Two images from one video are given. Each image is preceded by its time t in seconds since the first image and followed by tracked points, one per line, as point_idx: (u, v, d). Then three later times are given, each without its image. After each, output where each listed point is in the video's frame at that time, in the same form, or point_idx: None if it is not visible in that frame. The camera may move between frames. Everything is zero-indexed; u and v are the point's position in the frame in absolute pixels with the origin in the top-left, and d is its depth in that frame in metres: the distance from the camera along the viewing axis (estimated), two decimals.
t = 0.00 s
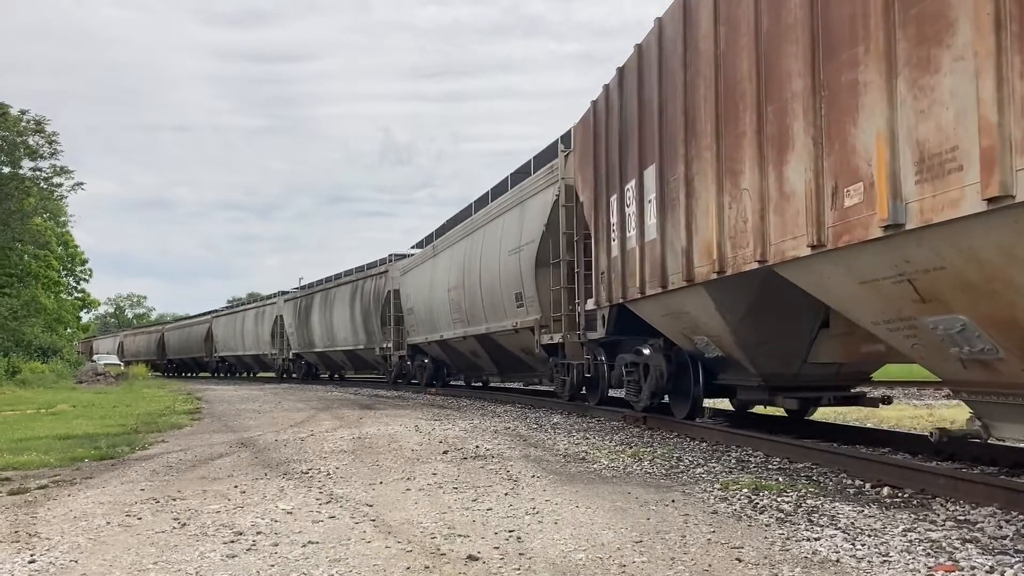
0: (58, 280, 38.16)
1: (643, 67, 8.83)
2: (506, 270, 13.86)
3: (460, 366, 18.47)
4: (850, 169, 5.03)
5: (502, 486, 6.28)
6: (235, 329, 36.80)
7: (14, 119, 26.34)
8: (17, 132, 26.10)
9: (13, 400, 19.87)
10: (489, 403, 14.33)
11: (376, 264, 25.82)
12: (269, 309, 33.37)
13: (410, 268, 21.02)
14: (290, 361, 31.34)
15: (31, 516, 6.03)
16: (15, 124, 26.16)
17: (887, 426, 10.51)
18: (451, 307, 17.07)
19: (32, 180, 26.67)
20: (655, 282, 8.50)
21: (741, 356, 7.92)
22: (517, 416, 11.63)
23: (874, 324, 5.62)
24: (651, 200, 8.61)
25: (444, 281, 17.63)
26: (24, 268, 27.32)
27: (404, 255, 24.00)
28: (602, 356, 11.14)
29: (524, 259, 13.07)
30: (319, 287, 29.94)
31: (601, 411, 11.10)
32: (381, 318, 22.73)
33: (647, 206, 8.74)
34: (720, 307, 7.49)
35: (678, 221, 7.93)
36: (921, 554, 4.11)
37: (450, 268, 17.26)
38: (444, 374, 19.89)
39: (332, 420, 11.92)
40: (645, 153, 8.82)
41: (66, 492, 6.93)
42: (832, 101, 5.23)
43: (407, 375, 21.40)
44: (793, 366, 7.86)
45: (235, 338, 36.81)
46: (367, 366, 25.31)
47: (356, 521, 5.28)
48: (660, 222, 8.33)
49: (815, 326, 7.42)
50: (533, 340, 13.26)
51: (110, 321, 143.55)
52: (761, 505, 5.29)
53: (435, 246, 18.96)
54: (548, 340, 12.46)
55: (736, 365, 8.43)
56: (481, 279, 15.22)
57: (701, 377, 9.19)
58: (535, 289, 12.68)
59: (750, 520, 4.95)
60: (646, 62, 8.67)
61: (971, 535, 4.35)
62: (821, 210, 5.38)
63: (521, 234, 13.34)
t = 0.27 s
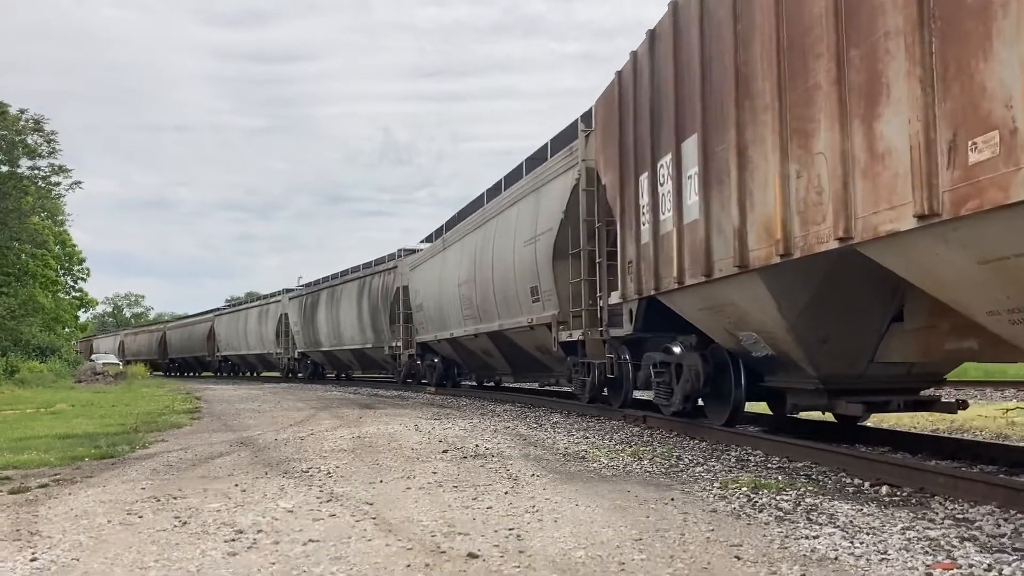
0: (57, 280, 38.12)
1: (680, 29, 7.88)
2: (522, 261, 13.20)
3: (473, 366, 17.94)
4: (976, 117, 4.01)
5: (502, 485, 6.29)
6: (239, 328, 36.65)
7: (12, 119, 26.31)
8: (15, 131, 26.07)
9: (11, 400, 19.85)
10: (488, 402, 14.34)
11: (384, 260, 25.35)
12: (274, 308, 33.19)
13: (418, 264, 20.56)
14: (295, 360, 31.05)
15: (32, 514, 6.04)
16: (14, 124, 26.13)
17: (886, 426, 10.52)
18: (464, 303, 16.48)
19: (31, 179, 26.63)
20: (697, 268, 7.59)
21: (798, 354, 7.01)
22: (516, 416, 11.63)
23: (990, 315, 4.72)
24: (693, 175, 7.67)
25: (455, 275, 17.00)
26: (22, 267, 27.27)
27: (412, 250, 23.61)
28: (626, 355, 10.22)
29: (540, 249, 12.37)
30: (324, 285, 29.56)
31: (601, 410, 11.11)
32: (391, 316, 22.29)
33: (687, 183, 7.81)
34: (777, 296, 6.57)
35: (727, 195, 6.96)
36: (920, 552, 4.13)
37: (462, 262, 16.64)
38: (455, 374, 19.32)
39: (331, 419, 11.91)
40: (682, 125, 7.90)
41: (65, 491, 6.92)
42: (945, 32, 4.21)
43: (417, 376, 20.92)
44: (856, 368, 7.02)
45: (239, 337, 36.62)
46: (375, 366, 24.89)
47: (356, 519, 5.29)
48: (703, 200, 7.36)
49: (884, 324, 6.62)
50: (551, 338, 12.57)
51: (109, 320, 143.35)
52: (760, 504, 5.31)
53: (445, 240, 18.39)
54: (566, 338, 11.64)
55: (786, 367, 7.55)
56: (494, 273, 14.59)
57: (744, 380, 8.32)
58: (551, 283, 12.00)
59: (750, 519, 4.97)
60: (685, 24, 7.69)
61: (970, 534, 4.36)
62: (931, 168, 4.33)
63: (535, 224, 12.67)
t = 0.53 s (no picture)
0: (58, 279, 38.13)
1: None
2: (540, 253, 12.46)
3: (485, 366, 17.24)
4: None
5: (502, 486, 6.28)
6: (245, 328, 36.39)
7: (13, 119, 26.30)
8: (16, 131, 26.06)
9: (12, 400, 19.85)
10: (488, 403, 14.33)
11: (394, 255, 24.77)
12: (281, 307, 32.88)
13: (428, 260, 19.92)
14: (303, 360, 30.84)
15: (31, 515, 6.03)
16: (15, 124, 26.12)
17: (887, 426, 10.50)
18: (477, 299, 15.78)
19: (32, 179, 26.62)
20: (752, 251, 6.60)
21: (873, 353, 6.01)
22: (516, 416, 11.62)
23: None
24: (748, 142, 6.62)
25: (468, 270, 16.27)
26: (23, 267, 27.27)
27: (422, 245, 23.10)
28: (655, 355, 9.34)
29: (560, 240, 11.62)
30: (331, 283, 29.00)
31: (601, 410, 11.10)
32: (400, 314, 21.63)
33: (739, 153, 6.81)
34: (857, 281, 5.53)
35: (794, 166, 5.92)
36: (921, 553, 4.12)
37: (475, 256, 15.94)
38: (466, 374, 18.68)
39: (331, 419, 11.90)
40: (731, 90, 6.93)
41: (65, 491, 6.92)
42: None
43: (427, 376, 20.25)
44: (938, 368, 5.93)
45: (245, 336, 36.46)
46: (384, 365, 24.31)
47: (356, 520, 5.28)
48: (760, 174, 6.40)
49: (980, 312, 5.56)
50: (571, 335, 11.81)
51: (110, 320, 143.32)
52: (760, 505, 5.30)
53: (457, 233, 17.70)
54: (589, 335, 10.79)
55: (847, 367, 6.57)
56: (510, 267, 13.86)
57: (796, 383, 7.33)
58: (572, 275, 11.26)
59: (750, 520, 4.96)
60: None
61: (970, 534, 4.35)
62: (971, 162, 4.06)
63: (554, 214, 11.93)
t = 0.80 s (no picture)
0: (58, 279, 38.11)
1: None
2: (559, 243, 11.55)
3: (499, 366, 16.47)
4: None
5: (502, 486, 6.28)
6: (249, 327, 36.05)
7: (13, 119, 26.29)
8: (16, 131, 26.05)
9: (12, 399, 19.85)
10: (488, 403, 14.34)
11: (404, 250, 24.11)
12: (287, 306, 32.47)
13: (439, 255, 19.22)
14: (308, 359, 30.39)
15: (31, 515, 6.04)
16: (14, 124, 26.11)
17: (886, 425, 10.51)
18: (491, 295, 14.94)
19: (31, 179, 26.60)
20: (830, 228, 5.41)
21: (974, 352, 4.98)
22: (516, 416, 11.62)
23: None
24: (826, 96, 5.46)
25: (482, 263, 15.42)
26: (23, 267, 27.25)
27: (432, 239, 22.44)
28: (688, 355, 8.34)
29: (581, 227, 10.70)
30: (337, 281, 28.30)
31: (601, 410, 11.11)
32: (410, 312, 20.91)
33: (807, 114, 5.74)
34: (976, 257, 4.41)
35: (888, 121, 4.77)
36: (920, 553, 4.12)
37: (489, 248, 15.09)
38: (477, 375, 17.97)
39: (331, 419, 11.91)
40: (797, 40, 5.86)
41: (65, 491, 6.92)
42: None
43: (438, 377, 19.52)
44: None
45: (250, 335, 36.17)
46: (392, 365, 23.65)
47: (356, 520, 5.28)
48: (841, 135, 5.24)
49: None
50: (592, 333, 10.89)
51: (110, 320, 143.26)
52: (760, 504, 5.30)
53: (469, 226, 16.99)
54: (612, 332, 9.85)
55: (932, 368, 5.59)
56: (526, 258, 12.97)
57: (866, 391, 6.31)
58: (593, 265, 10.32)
59: (750, 519, 4.96)
60: None
61: (970, 534, 4.35)
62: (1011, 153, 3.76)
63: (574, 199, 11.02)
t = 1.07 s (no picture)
0: (59, 279, 38.12)
1: None
2: (578, 230, 10.80)
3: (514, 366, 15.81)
4: None
5: (502, 485, 6.29)
6: (256, 326, 35.73)
7: (13, 119, 26.29)
8: (16, 131, 26.05)
9: (12, 399, 19.84)
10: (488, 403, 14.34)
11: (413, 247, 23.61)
12: (295, 304, 32.15)
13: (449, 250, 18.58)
14: (315, 359, 29.89)
15: (31, 515, 6.04)
16: (14, 124, 26.11)
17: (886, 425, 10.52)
18: (506, 290, 14.21)
19: (31, 179, 26.59)
20: (866, 225, 4.95)
21: None
22: (516, 415, 11.62)
23: None
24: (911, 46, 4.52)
25: (496, 254, 14.72)
26: (23, 267, 27.25)
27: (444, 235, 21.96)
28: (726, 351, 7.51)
29: (603, 213, 9.97)
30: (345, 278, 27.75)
31: (601, 410, 11.11)
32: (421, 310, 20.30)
33: (908, 55, 4.55)
34: None
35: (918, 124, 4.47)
36: (920, 552, 4.12)
37: (503, 240, 14.38)
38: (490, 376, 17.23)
39: (331, 419, 11.91)
40: None
41: (65, 491, 6.93)
42: None
43: (449, 377, 18.87)
44: None
45: (256, 334, 35.85)
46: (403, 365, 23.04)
47: (356, 519, 5.29)
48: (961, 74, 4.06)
49: None
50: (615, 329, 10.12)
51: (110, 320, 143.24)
52: (760, 504, 5.30)
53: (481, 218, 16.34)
54: (640, 327, 9.05)
55: None
56: (542, 249, 12.23)
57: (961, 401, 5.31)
58: (619, 251, 9.54)
59: (750, 519, 4.96)
60: None
61: (970, 534, 4.35)
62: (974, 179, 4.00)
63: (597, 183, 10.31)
